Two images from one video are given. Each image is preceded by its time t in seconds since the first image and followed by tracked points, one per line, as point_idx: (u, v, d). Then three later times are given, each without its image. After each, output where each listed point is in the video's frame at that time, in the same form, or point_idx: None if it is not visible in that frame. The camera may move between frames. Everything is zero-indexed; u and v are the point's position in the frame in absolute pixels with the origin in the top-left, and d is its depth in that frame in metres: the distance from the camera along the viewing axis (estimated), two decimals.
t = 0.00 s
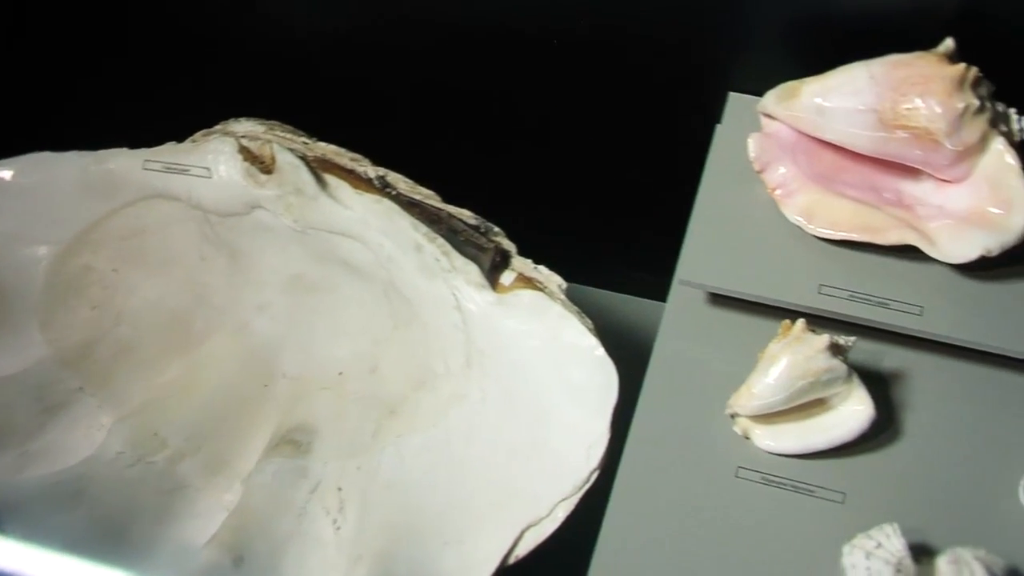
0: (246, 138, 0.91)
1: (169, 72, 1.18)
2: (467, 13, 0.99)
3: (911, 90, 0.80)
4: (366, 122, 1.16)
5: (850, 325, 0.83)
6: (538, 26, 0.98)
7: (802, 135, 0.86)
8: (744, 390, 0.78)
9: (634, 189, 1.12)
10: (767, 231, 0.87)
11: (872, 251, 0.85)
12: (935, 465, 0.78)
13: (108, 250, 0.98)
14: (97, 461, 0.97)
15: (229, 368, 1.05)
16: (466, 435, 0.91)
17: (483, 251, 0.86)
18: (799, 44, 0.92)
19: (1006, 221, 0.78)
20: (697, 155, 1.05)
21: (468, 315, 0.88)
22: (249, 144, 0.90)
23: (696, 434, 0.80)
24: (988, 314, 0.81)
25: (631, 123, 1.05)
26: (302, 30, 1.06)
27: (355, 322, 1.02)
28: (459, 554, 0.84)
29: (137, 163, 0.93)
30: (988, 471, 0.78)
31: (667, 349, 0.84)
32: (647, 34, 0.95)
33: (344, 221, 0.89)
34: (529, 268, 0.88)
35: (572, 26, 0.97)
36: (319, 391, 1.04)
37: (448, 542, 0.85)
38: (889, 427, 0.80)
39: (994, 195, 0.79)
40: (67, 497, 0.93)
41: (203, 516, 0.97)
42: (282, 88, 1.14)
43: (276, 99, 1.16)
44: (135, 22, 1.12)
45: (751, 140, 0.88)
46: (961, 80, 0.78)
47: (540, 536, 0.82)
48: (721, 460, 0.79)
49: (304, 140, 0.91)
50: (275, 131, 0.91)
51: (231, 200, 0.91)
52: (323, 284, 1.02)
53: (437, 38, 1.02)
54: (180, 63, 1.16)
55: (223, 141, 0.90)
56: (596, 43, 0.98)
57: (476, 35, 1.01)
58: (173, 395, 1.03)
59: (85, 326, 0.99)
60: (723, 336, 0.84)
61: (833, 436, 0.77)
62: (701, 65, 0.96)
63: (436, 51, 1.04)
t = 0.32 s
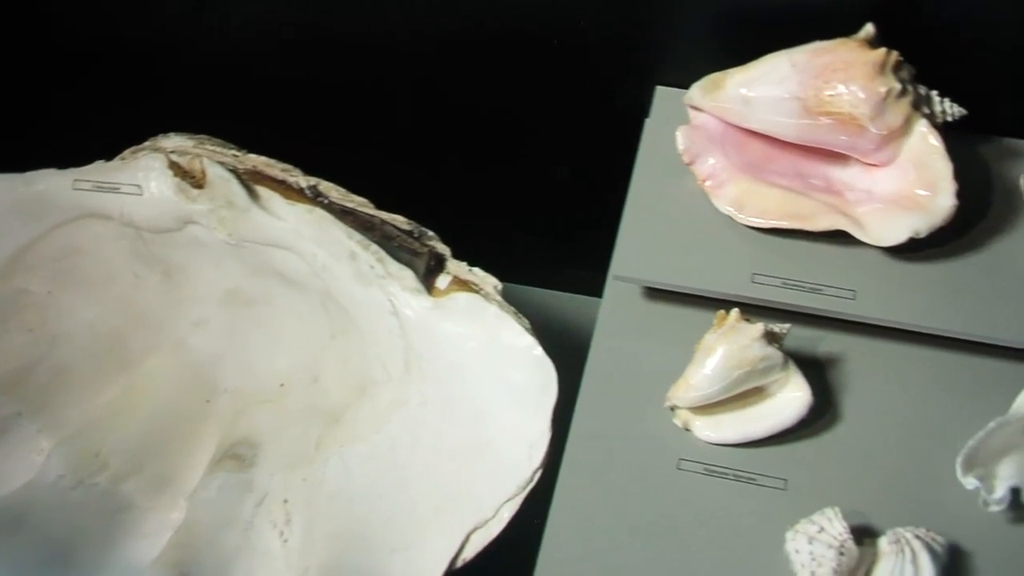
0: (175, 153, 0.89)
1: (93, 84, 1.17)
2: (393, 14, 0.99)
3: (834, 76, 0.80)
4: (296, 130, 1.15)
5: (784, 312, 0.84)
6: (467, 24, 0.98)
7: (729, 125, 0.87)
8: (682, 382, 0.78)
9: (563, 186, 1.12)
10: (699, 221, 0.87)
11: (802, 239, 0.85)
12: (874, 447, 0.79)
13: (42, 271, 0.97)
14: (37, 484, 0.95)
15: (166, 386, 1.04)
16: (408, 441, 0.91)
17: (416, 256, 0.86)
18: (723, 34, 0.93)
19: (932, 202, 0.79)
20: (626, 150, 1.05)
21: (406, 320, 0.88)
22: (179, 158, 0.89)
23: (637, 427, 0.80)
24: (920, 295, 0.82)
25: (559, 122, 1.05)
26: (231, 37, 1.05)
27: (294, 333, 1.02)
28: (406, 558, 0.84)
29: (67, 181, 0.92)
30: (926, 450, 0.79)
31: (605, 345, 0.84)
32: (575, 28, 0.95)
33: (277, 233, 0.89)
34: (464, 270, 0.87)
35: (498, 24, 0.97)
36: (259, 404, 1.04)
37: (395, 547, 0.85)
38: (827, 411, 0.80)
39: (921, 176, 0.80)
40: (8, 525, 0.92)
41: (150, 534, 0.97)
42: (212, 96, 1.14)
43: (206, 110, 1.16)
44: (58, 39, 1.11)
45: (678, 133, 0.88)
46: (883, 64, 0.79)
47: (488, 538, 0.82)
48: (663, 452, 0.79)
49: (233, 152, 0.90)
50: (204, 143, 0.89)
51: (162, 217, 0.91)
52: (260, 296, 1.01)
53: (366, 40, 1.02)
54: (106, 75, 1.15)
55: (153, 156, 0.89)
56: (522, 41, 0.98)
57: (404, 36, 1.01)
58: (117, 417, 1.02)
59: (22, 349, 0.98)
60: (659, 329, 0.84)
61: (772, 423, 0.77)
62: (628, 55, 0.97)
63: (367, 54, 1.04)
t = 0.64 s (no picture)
0: (110, 173, 0.88)
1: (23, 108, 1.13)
2: (326, 25, 0.98)
3: (762, 71, 0.81)
4: (231, 143, 1.14)
5: (723, 307, 0.84)
6: (402, 28, 0.97)
7: (661, 124, 0.87)
8: (624, 382, 0.78)
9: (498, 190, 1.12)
10: (637, 220, 0.87)
11: (738, 233, 0.85)
12: (817, 437, 0.79)
13: None
14: None
15: (110, 407, 1.03)
16: (355, 452, 0.91)
17: (355, 266, 0.86)
18: (652, 30, 0.93)
19: (865, 191, 0.81)
20: (560, 151, 1.06)
21: (347, 332, 0.88)
22: (114, 179, 0.88)
23: (581, 428, 0.80)
24: (856, 283, 0.83)
25: (492, 125, 1.05)
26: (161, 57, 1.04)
27: (235, 349, 1.01)
28: (358, 569, 0.84)
29: None
30: (868, 437, 0.79)
31: (547, 346, 0.84)
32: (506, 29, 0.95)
33: (215, 251, 0.89)
34: (404, 279, 0.87)
35: (431, 27, 0.97)
36: (204, 421, 1.03)
37: (348, 559, 0.85)
38: (770, 403, 0.80)
39: (852, 167, 0.81)
40: None
41: (99, 560, 0.96)
42: (144, 116, 1.12)
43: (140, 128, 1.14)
44: None
45: (611, 133, 0.88)
46: (809, 57, 0.80)
47: (436, 546, 0.81)
48: (609, 451, 0.79)
49: (168, 170, 0.89)
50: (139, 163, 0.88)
51: (100, 237, 0.89)
52: (198, 314, 1.00)
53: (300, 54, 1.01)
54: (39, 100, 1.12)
55: (87, 179, 0.88)
56: (456, 42, 0.98)
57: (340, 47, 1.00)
58: (58, 443, 0.99)
59: None
60: (601, 329, 0.84)
61: (714, 418, 0.78)
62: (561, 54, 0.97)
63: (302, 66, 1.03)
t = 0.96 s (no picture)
0: (45, 198, 0.86)
1: None
2: (267, 35, 0.97)
3: (693, 70, 0.82)
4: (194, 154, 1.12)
5: (664, 307, 0.84)
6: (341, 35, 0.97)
7: (596, 126, 0.87)
8: (567, 386, 0.78)
9: (439, 198, 1.12)
10: (576, 223, 0.87)
11: (674, 232, 0.86)
12: (764, 432, 0.80)
13: None
14: None
15: (55, 434, 0.99)
16: (304, 467, 0.91)
17: (296, 281, 0.86)
18: (584, 32, 0.94)
19: (800, 185, 0.81)
20: (496, 158, 1.07)
21: (291, 347, 0.88)
22: (49, 204, 0.85)
23: (528, 432, 0.80)
24: (795, 278, 0.84)
25: (430, 132, 1.06)
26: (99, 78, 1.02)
27: (180, 369, 0.99)
28: None
29: None
30: (815, 430, 0.80)
31: (491, 352, 0.84)
32: (443, 31, 0.95)
33: (155, 270, 0.89)
34: (345, 291, 0.87)
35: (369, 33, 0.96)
36: (152, 443, 1.01)
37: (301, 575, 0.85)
38: (715, 401, 0.81)
39: (786, 162, 0.82)
40: None
41: None
42: (89, 130, 1.10)
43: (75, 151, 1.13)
44: None
45: (547, 138, 0.88)
46: (738, 55, 0.81)
47: (387, 558, 0.82)
48: (555, 455, 0.79)
49: (105, 192, 0.87)
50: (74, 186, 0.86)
51: (38, 262, 0.88)
52: (141, 338, 0.98)
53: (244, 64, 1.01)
54: None
55: (22, 204, 0.85)
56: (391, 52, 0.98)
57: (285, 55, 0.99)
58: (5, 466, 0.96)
59: None
60: (545, 333, 0.84)
61: (658, 419, 0.78)
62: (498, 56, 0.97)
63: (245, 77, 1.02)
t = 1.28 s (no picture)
0: None
1: None
2: (208, 43, 0.97)
3: (626, 70, 0.82)
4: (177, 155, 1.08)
5: (607, 308, 0.85)
6: (279, 43, 0.96)
7: (533, 130, 0.88)
8: (514, 391, 0.78)
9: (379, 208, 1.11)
10: (518, 227, 0.87)
11: (616, 233, 0.86)
12: (711, 427, 0.80)
13: None
14: None
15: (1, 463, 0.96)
16: (255, 482, 0.90)
17: (240, 297, 0.86)
18: (518, 34, 0.94)
19: (738, 181, 0.82)
20: (438, 165, 1.07)
21: (237, 363, 0.89)
22: None
23: (478, 438, 0.80)
24: (737, 273, 0.84)
25: (373, 143, 1.05)
26: (39, 94, 1.01)
27: (128, 388, 0.97)
28: None
29: None
30: (762, 423, 0.80)
31: (438, 359, 0.84)
32: (379, 37, 0.95)
33: (97, 292, 0.89)
34: (290, 304, 0.87)
35: (308, 40, 0.96)
36: (99, 467, 0.97)
37: None
38: (661, 399, 0.81)
39: (724, 158, 0.83)
40: None
41: None
42: (29, 152, 1.07)
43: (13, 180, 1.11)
44: None
45: (485, 143, 0.88)
46: (672, 53, 0.81)
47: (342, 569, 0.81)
48: (506, 460, 0.79)
49: (44, 214, 0.87)
50: (12, 209, 0.86)
51: None
52: (88, 361, 0.96)
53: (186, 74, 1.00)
54: None
55: None
56: (328, 62, 0.98)
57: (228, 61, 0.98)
58: None
59: None
60: (490, 338, 0.84)
61: (607, 419, 0.78)
62: (435, 59, 0.97)
63: (187, 88, 1.01)
